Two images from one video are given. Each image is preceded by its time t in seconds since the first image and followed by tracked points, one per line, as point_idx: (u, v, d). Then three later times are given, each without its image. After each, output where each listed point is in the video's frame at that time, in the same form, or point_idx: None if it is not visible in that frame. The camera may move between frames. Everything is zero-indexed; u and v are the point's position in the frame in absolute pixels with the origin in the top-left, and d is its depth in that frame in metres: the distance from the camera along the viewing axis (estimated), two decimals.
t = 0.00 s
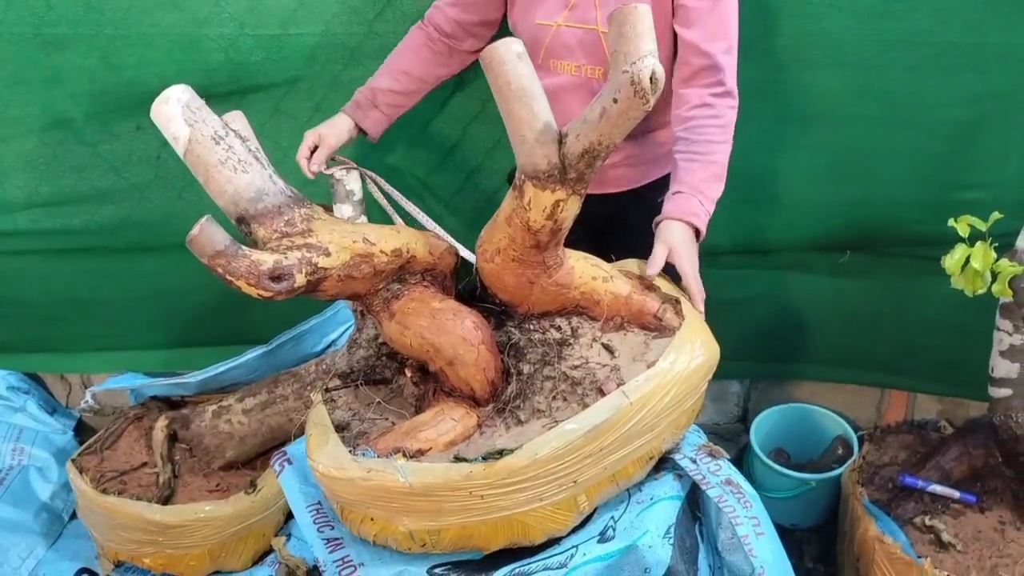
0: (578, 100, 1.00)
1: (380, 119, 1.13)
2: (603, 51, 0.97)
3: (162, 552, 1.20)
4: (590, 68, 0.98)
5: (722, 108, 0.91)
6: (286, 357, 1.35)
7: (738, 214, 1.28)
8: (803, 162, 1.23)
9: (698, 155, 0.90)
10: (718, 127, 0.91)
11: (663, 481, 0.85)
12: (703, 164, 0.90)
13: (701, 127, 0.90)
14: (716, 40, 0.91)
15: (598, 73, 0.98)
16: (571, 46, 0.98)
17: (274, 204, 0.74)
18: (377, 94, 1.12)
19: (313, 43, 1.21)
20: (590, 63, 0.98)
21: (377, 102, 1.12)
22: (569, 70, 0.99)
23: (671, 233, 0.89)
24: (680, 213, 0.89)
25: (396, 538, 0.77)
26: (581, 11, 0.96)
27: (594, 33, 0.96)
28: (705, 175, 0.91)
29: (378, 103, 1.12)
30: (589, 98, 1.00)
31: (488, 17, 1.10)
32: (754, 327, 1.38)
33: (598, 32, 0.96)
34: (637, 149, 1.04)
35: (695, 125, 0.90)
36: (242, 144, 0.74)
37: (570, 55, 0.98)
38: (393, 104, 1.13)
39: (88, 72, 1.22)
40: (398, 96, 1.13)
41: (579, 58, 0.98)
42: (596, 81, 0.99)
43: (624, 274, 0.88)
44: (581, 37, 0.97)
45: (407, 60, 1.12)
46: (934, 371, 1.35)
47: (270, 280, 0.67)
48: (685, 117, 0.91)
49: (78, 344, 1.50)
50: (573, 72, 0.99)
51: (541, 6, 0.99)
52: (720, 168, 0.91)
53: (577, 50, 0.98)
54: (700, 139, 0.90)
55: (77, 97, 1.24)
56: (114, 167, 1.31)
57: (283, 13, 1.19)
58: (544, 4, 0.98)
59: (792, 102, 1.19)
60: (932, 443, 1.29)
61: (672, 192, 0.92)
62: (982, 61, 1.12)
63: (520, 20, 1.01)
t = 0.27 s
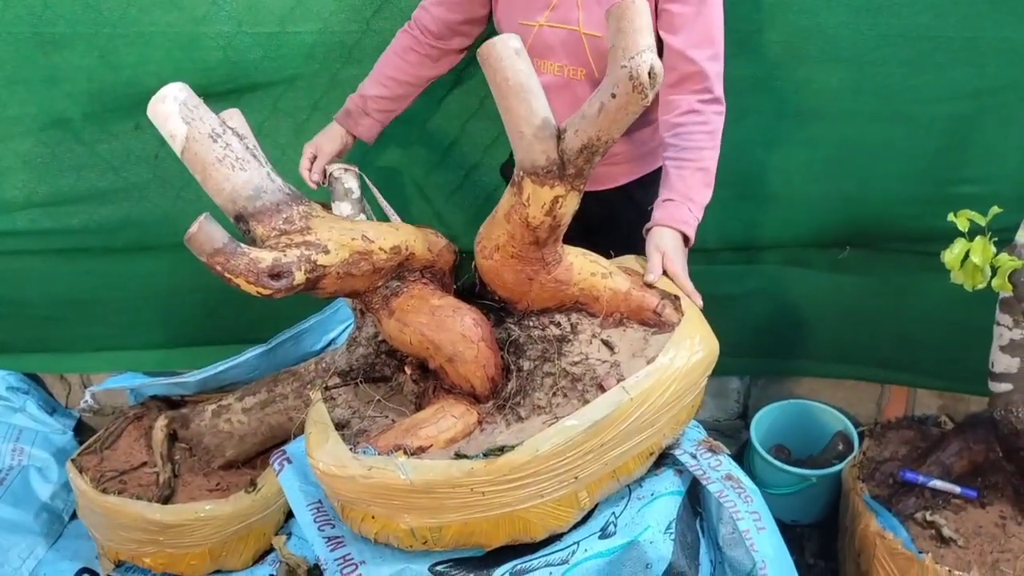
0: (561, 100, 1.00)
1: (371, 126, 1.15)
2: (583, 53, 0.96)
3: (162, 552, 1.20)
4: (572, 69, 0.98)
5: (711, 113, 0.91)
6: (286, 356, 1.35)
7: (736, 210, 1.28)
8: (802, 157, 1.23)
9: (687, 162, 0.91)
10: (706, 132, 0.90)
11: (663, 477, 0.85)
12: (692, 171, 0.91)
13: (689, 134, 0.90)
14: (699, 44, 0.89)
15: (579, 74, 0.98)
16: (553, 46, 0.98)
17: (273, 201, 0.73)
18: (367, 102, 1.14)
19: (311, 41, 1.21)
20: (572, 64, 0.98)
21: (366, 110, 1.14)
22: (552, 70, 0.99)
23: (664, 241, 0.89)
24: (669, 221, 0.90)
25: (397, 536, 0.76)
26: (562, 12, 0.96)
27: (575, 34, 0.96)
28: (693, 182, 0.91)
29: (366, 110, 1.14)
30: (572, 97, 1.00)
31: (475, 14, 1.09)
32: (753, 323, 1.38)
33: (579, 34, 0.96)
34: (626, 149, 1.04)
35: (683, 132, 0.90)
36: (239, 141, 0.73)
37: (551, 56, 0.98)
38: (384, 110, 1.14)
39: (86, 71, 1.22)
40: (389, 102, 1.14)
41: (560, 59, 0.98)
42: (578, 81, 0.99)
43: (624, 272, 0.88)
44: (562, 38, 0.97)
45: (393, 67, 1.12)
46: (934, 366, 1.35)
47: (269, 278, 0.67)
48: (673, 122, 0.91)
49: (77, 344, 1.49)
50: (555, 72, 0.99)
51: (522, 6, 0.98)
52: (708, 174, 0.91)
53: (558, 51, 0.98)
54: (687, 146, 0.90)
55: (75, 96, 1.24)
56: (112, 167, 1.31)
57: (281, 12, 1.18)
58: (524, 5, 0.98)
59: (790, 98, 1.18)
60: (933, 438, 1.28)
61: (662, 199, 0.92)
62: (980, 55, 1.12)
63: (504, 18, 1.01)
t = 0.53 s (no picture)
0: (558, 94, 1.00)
1: (391, 130, 1.13)
2: (578, 46, 0.95)
3: (162, 552, 1.19)
4: (568, 63, 0.97)
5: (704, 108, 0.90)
6: (285, 355, 1.34)
7: (739, 208, 1.27)
8: (804, 154, 1.22)
9: (678, 157, 0.90)
10: (698, 127, 0.90)
11: (668, 470, 0.85)
12: (682, 165, 0.90)
13: (681, 128, 0.90)
14: (694, 38, 0.88)
15: (575, 68, 0.97)
16: (548, 40, 0.97)
17: (274, 202, 0.72)
18: (383, 105, 1.12)
19: (310, 38, 1.20)
20: (568, 57, 0.97)
21: (382, 112, 1.12)
22: (548, 63, 0.98)
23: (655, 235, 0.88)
24: (660, 215, 0.89)
25: (410, 539, 0.75)
26: (557, 5, 0.95)
27: (571, 28, 0.95)
28: (684, 177, 0.90)
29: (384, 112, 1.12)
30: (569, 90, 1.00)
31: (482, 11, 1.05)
32: (755, 321, 1.37)
33: (573, 27, 0.95)
34: (626, 144, 1.03)
35: (674, 126, 0.90)
36: (238, 143, 0.72)
37: (547, 50, 0.97)
38: (400, 113, 1.13)
39: (85, 68, 1.21)
40: (405, 104, 1.13)
41: (556, 52, 0.97)
42: (574, 75, 0.98)
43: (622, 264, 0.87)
44: (557, 31, 0.96)
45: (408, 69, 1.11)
46: (937, 364, 1.34)
47: (275, 280, 0.67)
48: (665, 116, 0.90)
49: (76, 343, 1.49)
50: (551, 66, 0.98)
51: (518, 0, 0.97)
52: (699, 169, 0.91)
53: (554, 45, 0.97)
54: (678, 140, 0.90)
55: (74, 94, 1.24)
56: (112, 165, 1.30)
57: (280, 8, 1.18)
58: None
59: (792, 94, 1.18)
60: (937, 436, 1.27)
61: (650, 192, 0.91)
62: (983, 51, 1.11)
63: (500, 13, 1.00)
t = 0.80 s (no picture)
0: (568, 89, 0.99)
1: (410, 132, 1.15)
2: (589, 40, 0.96)
3: (163, 550, 1.19)
4: (578, 57, 0.97)
5: (694, 104, 0.92)
6: (287, 354, 1.34)
7: (739, 205, 1.27)
8: (804, 152, 1.22)
9: (664, 151, 0.93)
10: (686, 122, 0.92)
11: (674, 452, 0.90)
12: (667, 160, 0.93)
13: (667, 123, 0.92)
14: (689, 33, 0.89)
15: (586, 62, 0.97)
16: (559, 35, 0.97)
17: (286, 212, 0.72)
18: (400, 108, 1.13)
19: (311, 37, 1.20)
20: (578, 52, 0.97)
21: (400, 116, 1.13)
22: (557, 59, 0.98)
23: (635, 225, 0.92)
24: (641, 207, 0.93)
25: (448, 543, 0.76)
26: None
27: (581, 22, 0.95)
28: (668, 171, 0.93)
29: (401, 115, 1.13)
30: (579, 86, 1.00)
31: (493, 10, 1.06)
32: (756, 319, 1.37)
33: (584, 21, 0.95)
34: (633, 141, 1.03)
35: (661, 120, 0.92)
36: (241, 153, 0.70)
37: (557, 45, 0.97)
38: (418, 116, 1.14)
39: (85, 67, 1.21)
40: (421, 106, 1.13)
41: (566, 48, 0.97)
42: (584, 69, 0.98)
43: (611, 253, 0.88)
44: (567, 26, 0.96)
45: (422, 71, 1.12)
46: (937, 361, 1.34)
47: (303, 291, 0.68)
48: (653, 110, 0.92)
49: (76, 343, 1.49)
50: (561, 61, 0.98)
51: None
52: (683, 163, 0.94)
53: (564, 40, 0.97)
54: (665, 134, 0.92)
55: (75, 94, 1.24)
56: (112, 164, 1.30)
57: (280, 7, 1.18)
58: None
59: (791, 91, 1.18)
60: (937, 433, 1.28)
61: (633, 184, 0.95)
62: (982, 47, 1.11)
63: (507, 11, 1.00)
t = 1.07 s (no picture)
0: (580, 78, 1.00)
1: (422, 127, 1.14)
2: (602, 31, 0.96)
3: (164, 546, 1.19)
4: (591, 49, 0.98)
5: (681, 96, 0.94)
6: (287, 349, 1.34)
7: (739, 200, 1.27)
8: (803, 147, 1.22)
9: (648, 141, 0.94)
10: (673, 115, 0.94)
11: (674, 427, 0.94)
12: (653, 152, 0.94)
13: (652, 114, 0.93)
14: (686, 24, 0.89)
15: (599, 54, 0.98)
16: (571, 27, 0.98)
17: (304, 220, 0.73)
18: (412, 103, 1.13)
19: (310, 33, 1.20)
20: (591, 43, 0.98)
21: (412, 111, 1.13)
22: (569, 51, 0.99)
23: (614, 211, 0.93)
24: (618, 193, 0.94)
25: (491, 540, 0.75)
26: None
27: (594, 14, 0.96)
28: (649, 161, 0.95)
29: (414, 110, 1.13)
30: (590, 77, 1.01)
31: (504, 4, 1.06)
32: (755, 314, 1.37)
33: (597, 12, 0.95)
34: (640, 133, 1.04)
35: (648, 110, 0.93)
36: (251, 163, 0.71)
37: (569, 37, 0.98)
38: (429, 110, 1.14)
39: (85, 64, 1.21)
40: (433, 100, 1.13)
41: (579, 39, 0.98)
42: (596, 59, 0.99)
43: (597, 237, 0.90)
44: (580, 18, 0.97)
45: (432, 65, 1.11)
46: (936, 356, 1.35)
47: (342, 298, 0.68)
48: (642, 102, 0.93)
49: (76, 340, 1.49)
50: (574, 53, 0.99)
51: None
52: (666, 155, 0.95)
53: (577, 32, 0.98)
54: (650, 124, 0.94)
55: (74, 90, 1.24)
56: (112, 161, 1.30)
57: (279, 3, 1.18)
58: None
59: (790, 86, 1.18)
60: (935, 427, 1.28)
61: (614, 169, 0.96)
62: (980, 42, 1.12)
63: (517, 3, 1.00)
